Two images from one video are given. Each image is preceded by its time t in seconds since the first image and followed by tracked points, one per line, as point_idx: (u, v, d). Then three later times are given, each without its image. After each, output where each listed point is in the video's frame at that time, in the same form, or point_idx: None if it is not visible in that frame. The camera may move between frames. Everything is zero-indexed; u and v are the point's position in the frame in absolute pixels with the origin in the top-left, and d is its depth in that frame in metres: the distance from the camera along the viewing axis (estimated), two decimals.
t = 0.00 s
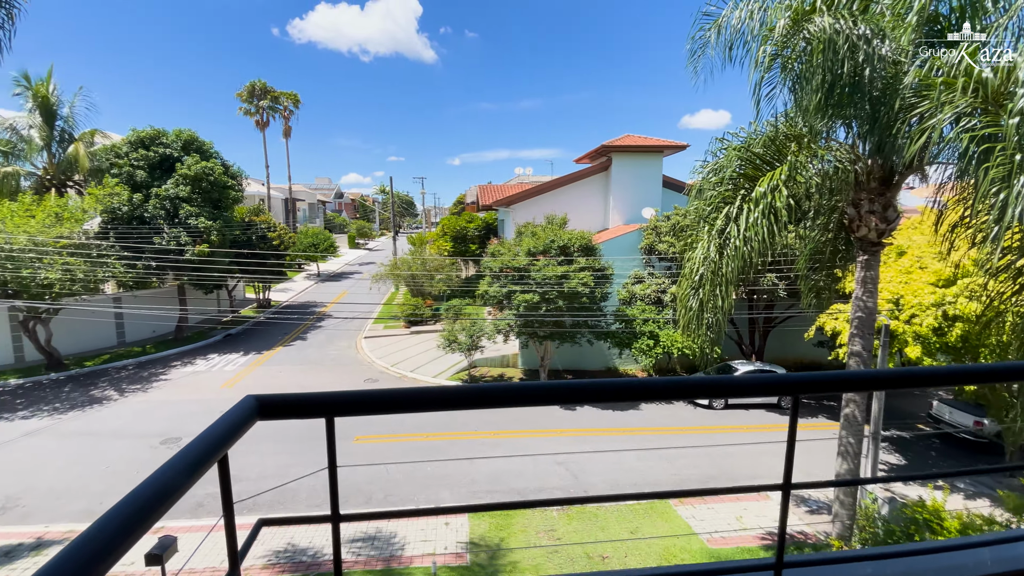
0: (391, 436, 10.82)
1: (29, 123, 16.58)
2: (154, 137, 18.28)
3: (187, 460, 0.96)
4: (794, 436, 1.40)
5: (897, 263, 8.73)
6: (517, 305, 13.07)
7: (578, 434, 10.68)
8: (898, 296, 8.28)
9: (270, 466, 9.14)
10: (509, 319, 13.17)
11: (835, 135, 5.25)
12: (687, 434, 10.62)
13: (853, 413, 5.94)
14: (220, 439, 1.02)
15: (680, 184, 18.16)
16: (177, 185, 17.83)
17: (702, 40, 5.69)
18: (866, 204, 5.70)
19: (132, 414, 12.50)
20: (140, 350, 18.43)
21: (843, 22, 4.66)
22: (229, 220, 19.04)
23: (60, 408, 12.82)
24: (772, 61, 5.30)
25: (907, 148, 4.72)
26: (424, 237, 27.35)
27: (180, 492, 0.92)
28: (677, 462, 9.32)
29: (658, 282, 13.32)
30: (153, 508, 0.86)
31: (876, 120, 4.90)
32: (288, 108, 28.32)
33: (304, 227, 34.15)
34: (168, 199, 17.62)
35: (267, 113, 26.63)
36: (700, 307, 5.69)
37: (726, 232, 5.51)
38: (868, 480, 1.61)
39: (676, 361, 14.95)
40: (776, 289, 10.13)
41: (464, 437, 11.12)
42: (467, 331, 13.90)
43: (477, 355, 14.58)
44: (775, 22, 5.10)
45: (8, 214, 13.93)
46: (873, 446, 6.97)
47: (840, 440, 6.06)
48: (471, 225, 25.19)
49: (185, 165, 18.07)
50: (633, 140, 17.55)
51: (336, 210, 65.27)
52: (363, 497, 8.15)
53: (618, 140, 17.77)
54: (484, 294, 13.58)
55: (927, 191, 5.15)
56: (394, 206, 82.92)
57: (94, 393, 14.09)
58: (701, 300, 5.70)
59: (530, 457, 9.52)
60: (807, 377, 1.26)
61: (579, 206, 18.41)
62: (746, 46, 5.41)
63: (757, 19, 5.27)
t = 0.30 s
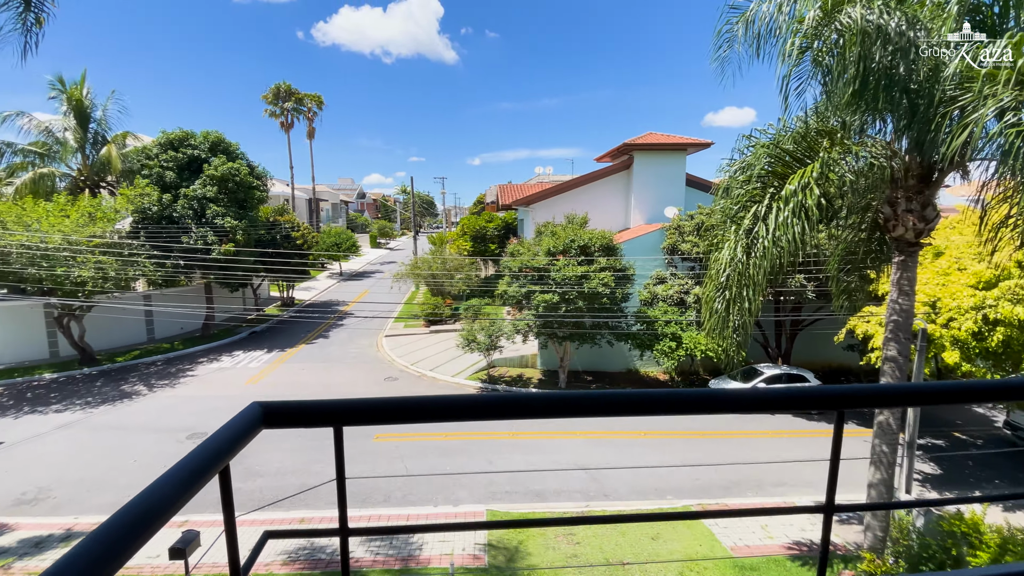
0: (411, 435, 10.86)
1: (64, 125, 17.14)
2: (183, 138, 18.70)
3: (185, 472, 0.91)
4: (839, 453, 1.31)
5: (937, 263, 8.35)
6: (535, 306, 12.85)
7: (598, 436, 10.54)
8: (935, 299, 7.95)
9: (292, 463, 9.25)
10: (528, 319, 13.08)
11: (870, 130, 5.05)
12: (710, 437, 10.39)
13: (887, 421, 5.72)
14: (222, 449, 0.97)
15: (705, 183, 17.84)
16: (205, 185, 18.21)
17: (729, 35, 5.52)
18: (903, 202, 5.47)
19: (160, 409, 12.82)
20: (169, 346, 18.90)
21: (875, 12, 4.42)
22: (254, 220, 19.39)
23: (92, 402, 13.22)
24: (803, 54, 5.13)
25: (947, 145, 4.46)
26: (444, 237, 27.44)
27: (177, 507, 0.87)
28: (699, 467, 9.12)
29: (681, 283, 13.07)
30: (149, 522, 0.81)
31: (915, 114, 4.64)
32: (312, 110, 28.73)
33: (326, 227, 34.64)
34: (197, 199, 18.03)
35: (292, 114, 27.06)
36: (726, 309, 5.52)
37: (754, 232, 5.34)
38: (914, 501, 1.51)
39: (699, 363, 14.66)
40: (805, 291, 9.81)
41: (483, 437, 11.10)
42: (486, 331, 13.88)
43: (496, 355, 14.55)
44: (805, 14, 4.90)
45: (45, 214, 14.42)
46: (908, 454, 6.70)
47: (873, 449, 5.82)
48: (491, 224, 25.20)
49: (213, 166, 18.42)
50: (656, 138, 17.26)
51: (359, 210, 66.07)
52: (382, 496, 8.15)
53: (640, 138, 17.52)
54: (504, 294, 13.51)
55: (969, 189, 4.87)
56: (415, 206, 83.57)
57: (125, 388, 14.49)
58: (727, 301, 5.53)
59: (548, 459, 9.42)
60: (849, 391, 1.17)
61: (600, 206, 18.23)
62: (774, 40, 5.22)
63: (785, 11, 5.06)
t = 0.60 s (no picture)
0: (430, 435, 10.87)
1: (98, 128, 17.69)
2: (211, 140, 19.10)
3: (179, 487, 0.86)
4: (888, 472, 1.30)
5: (977, 264, 7.97)
6: (555, 306, 12.71)
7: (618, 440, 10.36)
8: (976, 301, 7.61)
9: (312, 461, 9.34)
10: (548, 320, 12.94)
11: (908, 124, 4.84)
12: (735, 443, 10.14)
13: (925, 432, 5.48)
14: (219, 463, 0.92)
15: (731, 183, 17.49)
16: (231, 186, 18.57)
17: (757, 29, 5.34)
18: (943, 201, 5.23)
19: (187, 405, 13.11)
20: (196, 343, 19.35)
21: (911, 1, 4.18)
22: (279, 220, 19.72)
23: (123, 397, 13.58)
24: (832, 48, 4.93)
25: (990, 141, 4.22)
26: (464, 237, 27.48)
27: (169, 524, 0.82)
28: (723, 474, 8.88)
29: (705, 284, 12.79)
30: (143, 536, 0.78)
31: (957, 107, 4.40)
32: (335, 111, 29.08)
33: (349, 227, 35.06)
34: (224, 200, 18.41)
35: (315, 116, 27.44)
36: (754, 314, 5.33)
37: (784, 233, 5.14)
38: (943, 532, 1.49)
39: (723, 367, 14.34)
40: (835, 293, 9.49)
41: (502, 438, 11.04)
42: (505, 332, 13.82)
43: (515, 355, 14.48)
44: (836, 5, 4.69)
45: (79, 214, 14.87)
46: (945, 465, 6.43)
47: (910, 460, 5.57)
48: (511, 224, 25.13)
49: (239, 167, 18.79)
50: (679, 136, 16.96)
51: (380, 210, 66.76)
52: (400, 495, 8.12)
53: (664, 136, 17.23)
54: (523, 294, 13.41)
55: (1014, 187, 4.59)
56: (436, 206, 84.12)
57: (154, 384, 14.86)
58: (755, 305, 5.34)
59: (568, 462, 9.32)
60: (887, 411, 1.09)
61: (622, 205, 17.99)
62: (802, 33, 5.03)
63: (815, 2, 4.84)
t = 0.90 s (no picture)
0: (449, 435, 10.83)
1: (131, 131, 18.22)
2: (238, 142, 19.47)
3: (165, 505, 0.82)
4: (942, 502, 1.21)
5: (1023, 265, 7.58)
6: (576, 308, 12.48)
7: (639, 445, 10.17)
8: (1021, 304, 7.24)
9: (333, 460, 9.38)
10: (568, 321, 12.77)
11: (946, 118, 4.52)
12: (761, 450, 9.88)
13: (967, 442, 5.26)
14: (208, 478, 0.89)
15: (758, 182, 17.09)
16: (257, 187, 18.91)
17: (787, 21, 5.13)
18: (988, 200, 4.92)
19: (213, 401, 13.39)
20: (223, 341, 19.77)
21: None
22: (303, 220, 20.03)
23: (152, 393, 13.94)
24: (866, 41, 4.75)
25: None
26: (485, 237, 27.47)
27: (159, 543, 0.80)
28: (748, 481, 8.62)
29: (730, 286, 12.49)
30: (141, 547, 0.76)
31: (1001, 101, 4.03)
32: (359, 112, 29.42)
33: (371, 227, 35.43)
34: (250, 201, 18.75)
35: (340, 118, 27.83)
36: (784, 317, 5.14)
37: (817, 233, 4.93)
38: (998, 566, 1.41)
39: (749, 371, 13.99)
40: (869, 295, 9.13)
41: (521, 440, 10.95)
42: (525, 333, 13.73)
43: (535, 356, 14.37)
44: None
45: (113, 214, 15.32)
46: (986, 477, 6.13)
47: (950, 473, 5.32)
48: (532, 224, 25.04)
49: (265, 168, 19.13)
50: (704, 134, 16.64)
51: (403, 211, 67.52)
52: (418, 496, 8.06)
53: (688, 134, 16.92)
54: (543, 295, 13.30)
55: None
56: (457, 207, 84.59)
57: (182, 380, 15.23)
58: (784, 308, 5.14)
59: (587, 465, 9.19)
60: (923, 437, 1.02)
61: (645, 205, 17.72)
62: (834, 26, 4.84)
63: None
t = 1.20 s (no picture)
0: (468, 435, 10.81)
1: (162, 134, 18.73)
2: (264, 144, 19.82)
3: (162, 517, 0.81)
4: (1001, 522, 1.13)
5: None
6: (596, 309, 12.32)
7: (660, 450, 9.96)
8: None
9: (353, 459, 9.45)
10: (588, 323, 12.62)
11: (991, 113, 4.25)
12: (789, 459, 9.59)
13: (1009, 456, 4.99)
14: (203, 491, 0.87)
15: (787, 181, 16.64)
16: (282, 188, 19.22)
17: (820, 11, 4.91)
18: None
19: (238, 398, 13.66)
20: (248, 339, 20.18)
21: None
22: (326, 220, 20.29)
23: (180, 389, 14.28)
24: (903, 32, 4.48)
25: None
26: (505, 237, 27.42)
27: (154, 554, 0.78)
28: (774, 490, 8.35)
29: (757, 288, 12.18)
30: (138, 553, 0.75)
31: None
32: (381, 114, 29.72)
33: (393, 227, 35.75)
34: (275, 202, 19.07)
35: (363, 119, 28.16)
36: (814, 323, 4.94)
37: (850, 234, 4.72)
38: None
39: (775, 375, 13.63)
40: (903, 299, 8.75)
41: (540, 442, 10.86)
42: (544, 334, 13.64)
43: (554, 358, 14.27)
44: None
45: (143, 215, 15.74)
46: None
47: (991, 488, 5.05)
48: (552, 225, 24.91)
49: (290, 170, 19.44)
50: (730, 133, 16.27)
51: (424, 211, 67.99)
52: (437, 496, 8.03)
53: (713, 132, 16.58)
54: (563, 296, 13.17)
55: None
56: (477, 207, 84.82)
57: (209, 377, 15.59)
58: (815, 313, 4.95)
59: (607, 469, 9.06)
60: (955, 465, 0.94)
61: (668, 205, 17.43)
62: (869, 17, 4.60)
63: None
